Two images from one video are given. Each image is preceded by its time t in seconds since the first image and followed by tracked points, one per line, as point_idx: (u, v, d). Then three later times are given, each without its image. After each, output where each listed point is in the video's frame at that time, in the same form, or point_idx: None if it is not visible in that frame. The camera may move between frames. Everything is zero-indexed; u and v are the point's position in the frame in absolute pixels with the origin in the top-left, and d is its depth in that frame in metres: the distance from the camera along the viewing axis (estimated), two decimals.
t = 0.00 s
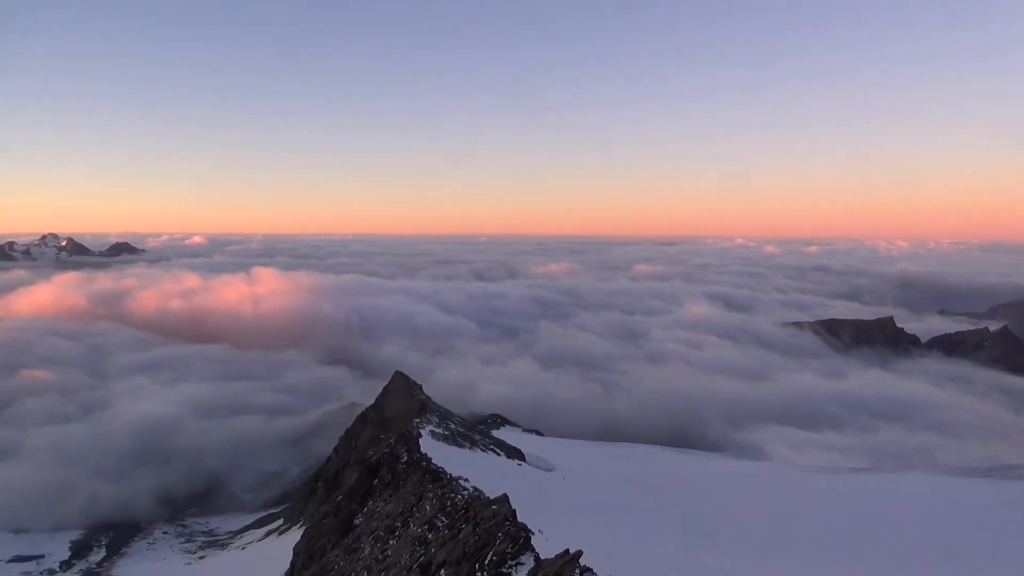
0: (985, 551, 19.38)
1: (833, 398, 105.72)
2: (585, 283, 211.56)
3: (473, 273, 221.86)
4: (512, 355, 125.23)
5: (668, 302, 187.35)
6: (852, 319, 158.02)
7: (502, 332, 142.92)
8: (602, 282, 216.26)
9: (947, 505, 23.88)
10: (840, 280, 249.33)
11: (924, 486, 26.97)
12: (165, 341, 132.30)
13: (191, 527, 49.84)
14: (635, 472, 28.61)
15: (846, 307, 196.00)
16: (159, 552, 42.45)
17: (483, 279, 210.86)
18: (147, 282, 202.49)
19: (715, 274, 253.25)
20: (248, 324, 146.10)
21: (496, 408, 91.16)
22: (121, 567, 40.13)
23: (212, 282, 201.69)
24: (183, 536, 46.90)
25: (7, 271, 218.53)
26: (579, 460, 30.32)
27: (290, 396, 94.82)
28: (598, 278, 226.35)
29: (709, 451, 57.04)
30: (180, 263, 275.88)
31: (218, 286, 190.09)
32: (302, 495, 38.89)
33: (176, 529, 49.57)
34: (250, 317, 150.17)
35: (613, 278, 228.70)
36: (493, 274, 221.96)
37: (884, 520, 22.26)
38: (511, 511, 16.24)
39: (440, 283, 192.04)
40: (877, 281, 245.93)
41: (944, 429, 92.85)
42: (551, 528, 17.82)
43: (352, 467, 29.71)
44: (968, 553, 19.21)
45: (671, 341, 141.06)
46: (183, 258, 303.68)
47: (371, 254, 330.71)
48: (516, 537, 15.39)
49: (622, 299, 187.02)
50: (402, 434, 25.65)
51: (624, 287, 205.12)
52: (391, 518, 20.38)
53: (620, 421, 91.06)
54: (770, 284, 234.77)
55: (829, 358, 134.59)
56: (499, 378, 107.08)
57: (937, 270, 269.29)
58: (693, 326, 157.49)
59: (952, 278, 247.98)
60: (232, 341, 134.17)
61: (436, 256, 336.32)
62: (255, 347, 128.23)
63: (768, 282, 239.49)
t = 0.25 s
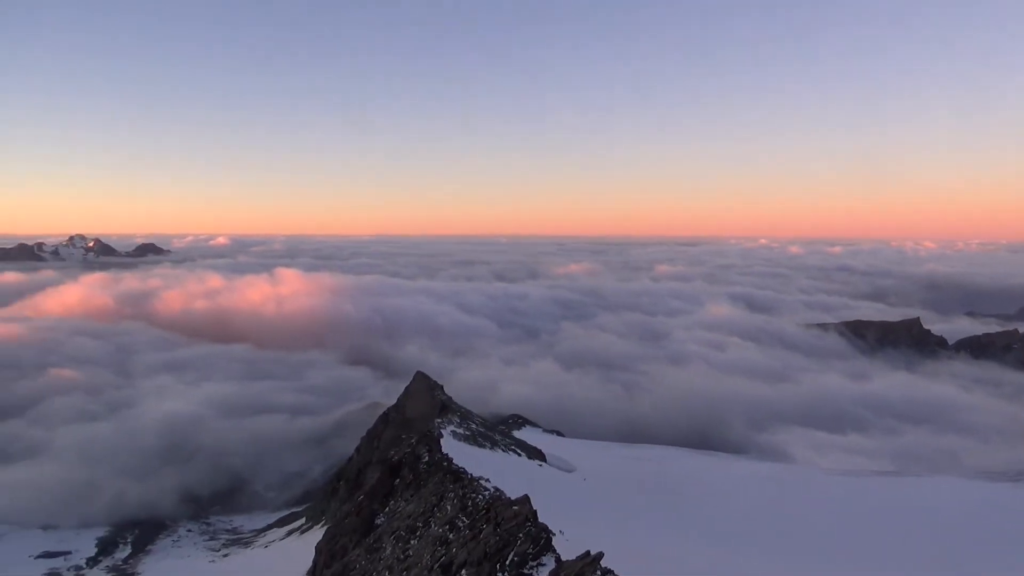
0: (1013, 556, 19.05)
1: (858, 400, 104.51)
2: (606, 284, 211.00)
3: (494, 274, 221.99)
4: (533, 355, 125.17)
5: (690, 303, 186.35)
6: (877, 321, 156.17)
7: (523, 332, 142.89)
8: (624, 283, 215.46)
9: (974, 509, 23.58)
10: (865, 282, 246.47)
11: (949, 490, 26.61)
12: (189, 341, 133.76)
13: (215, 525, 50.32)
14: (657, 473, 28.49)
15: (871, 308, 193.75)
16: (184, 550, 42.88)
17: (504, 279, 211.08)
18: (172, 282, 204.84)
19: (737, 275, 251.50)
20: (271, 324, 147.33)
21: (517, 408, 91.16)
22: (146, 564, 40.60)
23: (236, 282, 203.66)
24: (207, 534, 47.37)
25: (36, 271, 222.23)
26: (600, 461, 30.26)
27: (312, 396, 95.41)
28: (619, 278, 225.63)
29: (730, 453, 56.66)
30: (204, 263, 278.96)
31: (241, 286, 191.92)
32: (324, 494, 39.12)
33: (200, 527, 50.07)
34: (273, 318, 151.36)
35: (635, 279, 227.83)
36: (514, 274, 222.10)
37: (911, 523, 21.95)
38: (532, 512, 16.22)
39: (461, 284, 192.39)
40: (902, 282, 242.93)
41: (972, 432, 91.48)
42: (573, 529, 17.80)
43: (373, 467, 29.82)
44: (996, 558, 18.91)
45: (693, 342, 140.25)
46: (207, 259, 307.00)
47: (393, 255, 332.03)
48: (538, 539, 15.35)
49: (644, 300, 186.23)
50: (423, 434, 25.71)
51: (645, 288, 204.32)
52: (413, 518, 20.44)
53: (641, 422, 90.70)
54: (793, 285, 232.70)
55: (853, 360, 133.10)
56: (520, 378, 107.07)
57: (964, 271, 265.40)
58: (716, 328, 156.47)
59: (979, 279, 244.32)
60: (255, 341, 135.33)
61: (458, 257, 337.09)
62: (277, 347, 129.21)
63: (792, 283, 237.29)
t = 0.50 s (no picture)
0: None
1: (883, 402, 103.17)
2: (627, 285, 210.11)
3: (515, 274, 222.08)
4: (554, 356, 124.92)
5: (712, 303, 185.11)
6: (903, 321, 154.06)
7: (544, 333, 142.69)
8: (645, 284, 214.49)
9: (1003, 513, 23.14)
10: (890, 282, 243.30)
11: (978, 493, 26.15)
12: (213, 342, 135.04)
13: (239, 524, 50.77)
14: (680, 474, 28.30)
15: (897, 308, 191.24)
16: (208, 549, 43.23)
17: (525, 280, 210.94)
18: (196, 284, 206.97)
19: (760, 275, 249.32)
20: (293, 326, 148.35)
21: (538, 409, 91.02)
22: (171, 563, 40.97)
23: (259, 284, 205.37)
24: (231, 533, 47.73)
25: (64, 273, 225.66)
26: (621, 463, 30.09)
27: (334, 397, 95.90)
28: (640, 279, 224.62)
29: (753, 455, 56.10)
30: (228, 265, 281.55)
31: (264, 288, 193.50)
32: (346, 495, 39.27)
33: (224, 527, 50.51)
34: (295, 319, 152.38)
35: (656, 279, 226.63)
36: (535, 275, 221.86)
37: (939, 526, 21.59)
38: (554, 513, 16.12)
39: (482, 285, 192.50)
40: (929, 282, 239.55)
41: (1001, 434, 89.96)
42: (595, 531, 17.68)
43: (395, 468, 29.90)
44: None
45: (716, 343, 139.26)
46: (230, 261, 309.95)
47: (414, 257, 332.99)
48: (560, 540, 15.27)
49: (665, 301, 185.21)
50: (444, 435, 25.71)
51: (667, 289, 203.23)
52: (435, 519, 20.43)
53: (663, 424, 90.16)
54: (817, 285, 230.39)
55: (879, 361, 131.42)
56: (541, 379, 106.90)
57: (993, 271, 261.15)
58: (738, 329, 155.26)
59: (1008, 279, 240.24)
60: (278, 342, 136.33)
61: (479, 259, 337.52)
62: (300, 348, 130.02)
63: (815, 283, 234.88)
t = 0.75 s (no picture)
0: None
1: (910, 405, 101.77)
2: (649, 286, 209.23)
3: (537, 276, 222.00)
4: (575, 357, 124.68)
5: (735, 305, 183.75)
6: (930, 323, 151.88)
7: (565, 335, 142.45)
8: (667, 285, 213.45)
9: None
10: (917, 283, 239.89)
11: (1006, 497, 25.73)
12: (237, 343, 136.33)
13: (262, 523, 51.24)
14: (702, 477, 28.16)
15: (924, 310, 188.56)
16: (232, 548, 43.69)
17: (546, 282, 210.71)
18: (220, 285, 209.07)
19: (784, 276, 247.09)
20: (316, 327, 149.38)
21: (559, 411, 90.88)
22: (196, 561, 41.46)
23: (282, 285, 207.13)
24: (255, 533, 48.19)
25: (91, 275, 229.04)
26: (643, 465, 29.97)
27: (356, 398, 96.38)
28: (662, 281, 223.61)
29: (777, 459, 55.55)
30: (252, 267, 284.28)
31: (287, 289, 195.04)
32: (368, 495, 39.53)
33: (247, 526, 50.98)
34: (318, 320, 153.41)
35: (678, 281, 225.44)
36: (556, 277, 221.60)
37: (968, 532, 21.26)
38: (575, 515, 16.12)
39: (503, 287, 192.64)
40: (957, 283, 235.92)
41: None
42: (616, 533, 17.64)
43: (416, 469, 30.02)
44: None
45: (738, 345, 138.23)
46: (254, 263, 313.13)
47: (436, 258, 333.93)
48: (581, 542, 15.25)
49: (687, 302, 184.21)
50: (466, 436, 25.79)
51: (689, 290, 202.06)
52: (456, 520, 20.48)
53: (685, 426, 89.62)
54: (842, 286, 227.87)
55: (905, 363, 129.65)
56: (563, 381, 106.75)
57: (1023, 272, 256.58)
58: (762, 331, 153.98)
59: None
60: (301, 343, 137.34)
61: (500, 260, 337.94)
62: (322, 349, 130.95)
63: (840, 285, 232.31)
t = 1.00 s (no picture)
0: None
1: (940, 408, 100.15)
2: (674, 287, 208.17)
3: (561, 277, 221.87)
4: (599, 358, 124.35)
5: (761, 306, 182.13)
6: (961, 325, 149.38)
7: (589, 336, 142.11)
8: (692, 286, 212.15)
9: None
10: (948, 284, 236.04)
11: None
12: (263, 343, 137.70)
13: (288, 522, 51.70)
14: (727, 480, 27.94)
15: (955, 311, 185.48)
16: (258, 546, 44.10)
17: (570, 282, 210.36)
18: (247, 285, 211.45)
19: (811, 277, 244.46)
20: (341, 327, 150.44)
21: (583, 412, 90.69)
22: (223, 559, 41.92)
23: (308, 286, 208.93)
24: (280, 531, 48.61)
25: (121, 275, 232.65)
26: (668, 467, 29.81)
27: (381, 398, 96.91)
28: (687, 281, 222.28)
29: (804, 461, 54.95)
30: (279, 267, 287.17)
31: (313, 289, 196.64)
32: (392, 494, 39.76)
33: (273, 524, 51.45)
34: (343, 321, 154.50)
35: (704, 282, 223.96)
36: (580, 278, 221.18)
37: (1000, 539, 20.86)
38: (600, 516, 16.06)
39: (527, 287, 192.66)
40: (989, 284, 231.75)
41: None
42: (640, 535, 17.58)
43: (441, 468, 30.10)
44: None
45: (764, 347, 137.00)
46: (281, 263, 316.20)
47: (461, 259, 335.01)
48: (604, 545, 15.19)
49: (712, 303, 182.93)
50: (490, 437, 25.83)
51: (714, 291, 200.65)
52: (480, 520, 20.51)
53: (709, 428, 89.00)
54: (871, 287, 224.88)
55: (935, 365, 127.59)
56: (587, 382, 106.51)
57: None
58: (788, 332, 152.45)
59: None
60: (326, 343, 138.40)
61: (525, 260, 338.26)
62: (347, 349, 131.88)
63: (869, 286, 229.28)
